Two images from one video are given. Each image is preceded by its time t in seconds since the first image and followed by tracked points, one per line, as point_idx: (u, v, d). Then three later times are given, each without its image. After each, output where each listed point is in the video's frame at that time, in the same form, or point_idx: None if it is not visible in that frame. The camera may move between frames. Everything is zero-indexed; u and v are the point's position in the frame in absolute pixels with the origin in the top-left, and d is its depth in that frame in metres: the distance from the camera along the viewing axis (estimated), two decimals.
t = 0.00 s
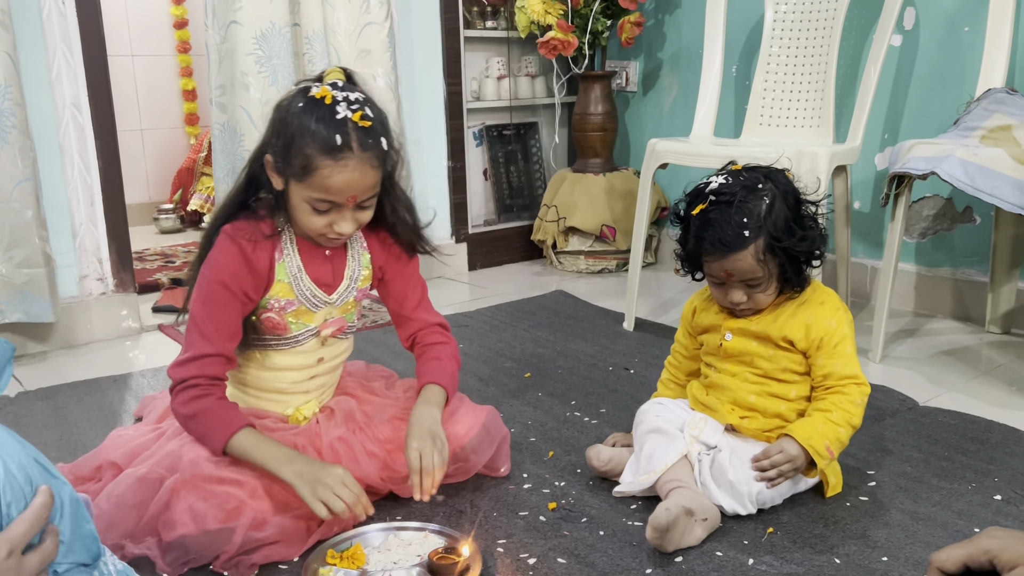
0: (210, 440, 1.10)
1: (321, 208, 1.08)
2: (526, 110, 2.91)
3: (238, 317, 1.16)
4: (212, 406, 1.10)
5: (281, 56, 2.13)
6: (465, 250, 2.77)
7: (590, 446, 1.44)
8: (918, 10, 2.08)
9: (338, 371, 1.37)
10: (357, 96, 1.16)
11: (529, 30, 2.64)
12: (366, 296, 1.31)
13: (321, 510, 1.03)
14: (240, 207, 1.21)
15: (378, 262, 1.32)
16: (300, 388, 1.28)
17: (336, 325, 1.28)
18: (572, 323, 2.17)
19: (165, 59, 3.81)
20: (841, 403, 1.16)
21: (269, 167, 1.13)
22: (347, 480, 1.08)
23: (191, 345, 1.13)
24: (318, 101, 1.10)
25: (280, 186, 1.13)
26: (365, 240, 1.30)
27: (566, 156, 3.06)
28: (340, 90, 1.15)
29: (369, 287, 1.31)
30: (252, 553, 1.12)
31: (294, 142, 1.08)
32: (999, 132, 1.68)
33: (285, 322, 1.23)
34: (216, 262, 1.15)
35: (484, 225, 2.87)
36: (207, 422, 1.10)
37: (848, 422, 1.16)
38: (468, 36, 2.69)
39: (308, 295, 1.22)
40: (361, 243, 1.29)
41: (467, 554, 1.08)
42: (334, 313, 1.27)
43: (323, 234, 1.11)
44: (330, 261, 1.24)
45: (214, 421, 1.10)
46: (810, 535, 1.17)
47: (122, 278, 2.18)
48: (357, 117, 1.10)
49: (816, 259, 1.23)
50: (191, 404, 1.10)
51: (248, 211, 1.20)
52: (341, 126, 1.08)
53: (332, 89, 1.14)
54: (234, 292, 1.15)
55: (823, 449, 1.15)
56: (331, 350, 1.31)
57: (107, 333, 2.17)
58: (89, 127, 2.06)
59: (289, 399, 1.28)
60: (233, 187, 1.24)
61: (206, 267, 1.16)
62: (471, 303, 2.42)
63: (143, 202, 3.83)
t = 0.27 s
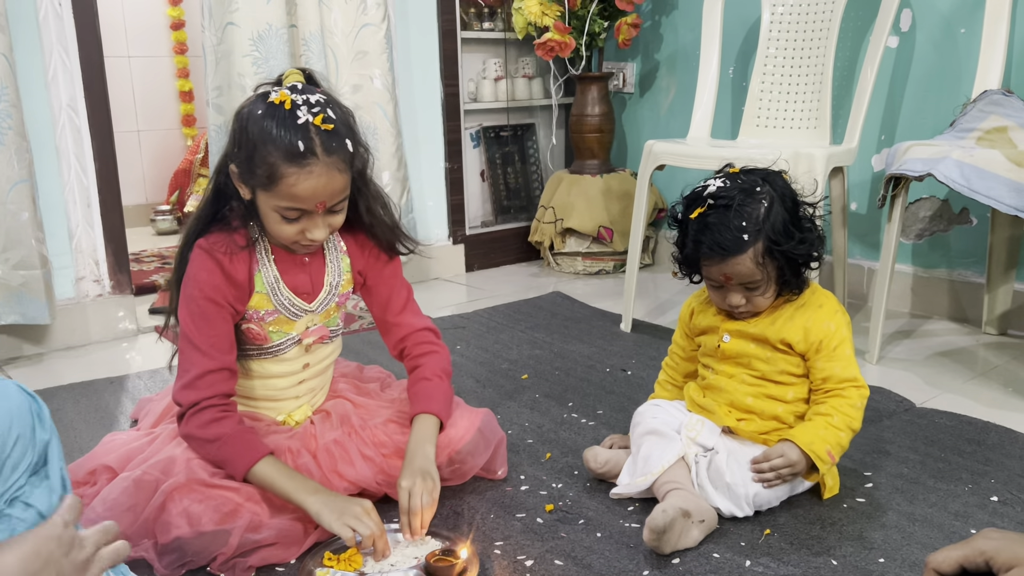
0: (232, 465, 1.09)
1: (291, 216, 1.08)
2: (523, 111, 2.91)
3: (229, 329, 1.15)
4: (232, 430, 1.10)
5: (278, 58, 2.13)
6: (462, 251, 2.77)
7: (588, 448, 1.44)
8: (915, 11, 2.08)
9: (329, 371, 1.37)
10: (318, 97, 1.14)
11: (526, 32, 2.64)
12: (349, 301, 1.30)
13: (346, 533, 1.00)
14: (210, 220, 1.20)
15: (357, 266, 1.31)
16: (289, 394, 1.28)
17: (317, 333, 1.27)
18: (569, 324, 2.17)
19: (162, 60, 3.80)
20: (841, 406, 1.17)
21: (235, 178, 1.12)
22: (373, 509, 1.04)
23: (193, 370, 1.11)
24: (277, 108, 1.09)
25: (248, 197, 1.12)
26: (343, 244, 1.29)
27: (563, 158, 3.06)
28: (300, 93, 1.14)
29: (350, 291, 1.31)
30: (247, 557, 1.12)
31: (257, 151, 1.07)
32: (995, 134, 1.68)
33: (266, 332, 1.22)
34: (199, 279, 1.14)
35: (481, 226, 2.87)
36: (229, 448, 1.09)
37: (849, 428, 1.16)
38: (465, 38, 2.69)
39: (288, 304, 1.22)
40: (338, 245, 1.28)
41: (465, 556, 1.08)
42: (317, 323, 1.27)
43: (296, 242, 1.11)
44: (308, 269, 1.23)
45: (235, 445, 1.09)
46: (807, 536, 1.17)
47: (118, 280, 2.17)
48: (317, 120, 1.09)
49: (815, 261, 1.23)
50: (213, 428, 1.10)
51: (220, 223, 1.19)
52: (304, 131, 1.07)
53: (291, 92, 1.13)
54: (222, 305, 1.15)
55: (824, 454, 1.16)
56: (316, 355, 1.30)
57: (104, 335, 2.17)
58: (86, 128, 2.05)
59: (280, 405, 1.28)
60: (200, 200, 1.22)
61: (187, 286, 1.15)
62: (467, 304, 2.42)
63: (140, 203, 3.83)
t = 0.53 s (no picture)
0: (239, 466, 1.09)
1: (292, 212, 1.08)
2: (522, 112, 2.91)
3: (232, 328, 1.15)
4: (239, 432, 1.10)
5: (277, 57, 2.12)
6: (461, 252, 2.77)
7: (587, 448, 1.44)
8: (914, 12, 2.08)
9: (329, 370, 1.36)
10: (317, 93, 1.14)
11: (525, 32, 2.64)
12: (349, 302, 1.29)
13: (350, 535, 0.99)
14: (210, 219, 1.19)
15: (357, 269, 1.31)
16: (291, 394, 1.27)
17: (317, 334, 1.27)
18: (568, 325, 2.17)
19: (161, 60, 3.80)
20: (846, 406, 1.17)
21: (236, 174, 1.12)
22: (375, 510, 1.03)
23: (199, 371, 1.11)
24: (276, 103, 1.09)
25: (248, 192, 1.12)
26: (345, 244, 1.29)
27: (562, 158, 3.06)
28: (299, 88, 1.13)
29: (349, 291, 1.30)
30: (247, 557, 1.11)
31: (257, 147, 1.07)
32: (994, 135, 1.68)
33: (268, 330, 1.22)
34: (198, 279, 1.14)
35: (480, 227, 2.87)
36: (237, 450, 1.09)
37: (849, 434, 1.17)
38: (464, 38, 2.69)
39: (288, 302, 1.21)
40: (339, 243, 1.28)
41: (464, 557, 1.07)
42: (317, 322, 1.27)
43: (297, 238, 1.11)
44: (309, 268, 1.23)
45: (243, 447, 1.09)
46: (807, 537, 1.17)
47: (116, 279, 2.17)
48: (316, 115, 1.09)
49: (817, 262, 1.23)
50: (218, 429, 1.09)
51: (220, 222, 1.19)
52: (304, 126, 1.07)
53: (290, 88, 1.13)
54: (224, 305, 1.15)
55: (830, 453, 1.16)
56: (317, 354, 1.29)
57: (102, 335, 2.16)
58: (85, 128, 2.05)
59: (282, 404, 1.27)
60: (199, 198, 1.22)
61: (188, 286, 1.15)
62: (466, 305, 2.41)
63: (138, 203, 3.82)
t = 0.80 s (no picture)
0: (243, 465, 1.09)
1: (296, 209, 1.08)
2: (522, 112, 2.91)
3: (235, 327, 1.15)
4: (243, 431, 1.10)
5: (278, 57, 2.13)
6: (461, 252, 2.77)
7: (587, 448, 1.44)
8: (914, 14, 2.09)
9: (330, 369, 1.36)
10: (321, 91, 1.14)
11: (526, 32, 2.64)
12: (351, 301, 1.30)
13: (350, 539, 0.99)
14: (214, 218, 1.20)
15: (357, 269, 1.31)
16: (292, 392, 1.27)
17: (320, 332, 1.27)
18: (567, 325, 2.17)
19: (161, 59, 3.80)
20: (846, 406, 1.17)
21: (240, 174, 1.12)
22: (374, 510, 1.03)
23: (202, 370, 1.11)
24: (281, 101, 1.10)
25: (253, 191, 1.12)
26: (346, 243, 1.29)
27: (562, 158, 3.07)
28: (303, 87, 1.14)
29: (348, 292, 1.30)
30: (247, 556, 1.11)
31: (262, 144, 1.07)
32: (993, 136, 1.68)
33: (269, 328, 1.22)
34: (200, 278, 1.14)
35: (480, 227, 2.87)
36: (240, 449, 1.09)
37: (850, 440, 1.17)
38: (465, 38, 2.69)
39: (289, 300, 1.22)
40: (339, 241, 1.28)
41: (465, 556, 1.08)
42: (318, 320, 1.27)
43: (301, 236, 1.10)
44: (311, 267, 1.23)
45: (246, 446, 1.09)
46: (806, 537, 1.17)
47: (117, 279, 2.17)
48: (321, 113, 1.10)
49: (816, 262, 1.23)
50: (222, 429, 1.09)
51: (223, 221, 1.19)
52: (309, 124, 1.07)
53: (295, 86, 1.13)
54: (226, 304, 1.15)
55: (832, 454, 1.16)
56: (318, 353, 1.30)
57: (102, 334, 2.16)
58: (85, 127, 2.05)
59: (283, 403, 1.27)
60: (203, 197, 1.22)
61: (191, 286, 1.15)
62: (466, 304, 2.42)
63: (138, 202, 3.82)
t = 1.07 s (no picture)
0: (238, 458, 1.09)
1: (298, 203, 1.08)
2: (523, 111, 2.91)
3: (234, 322, 1.15)
4: (236, 422, 1.10)
5: (279, 54, 2.12)
6: (461, 250, 2.77)
7: (587, 446, 1.44)
8: (916, 14, 2.09)
9: (331, 364, 1.36)
10: (324, 86, 1.15)
11: (527, 31, 2.64)
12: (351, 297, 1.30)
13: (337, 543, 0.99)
14: (214, 212, 1.20)
15: (358, 265, 1.31)
16: (292, 387, 1.27)
17: (321, 328, 1.26)
18: (568, 323, 2.17)
19: (162, 56, 3.80)
20: (846, 397, 1.17)
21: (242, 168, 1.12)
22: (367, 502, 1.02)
23: (199, 364, 1.11)
24: (283, 95, 1.10)
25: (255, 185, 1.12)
26: (346, 239, 1.29)
27: (563, 157, 3.07)
28: (306, 82, 1.14)
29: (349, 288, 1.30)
30: (247, 552, 1.12)
31: (265, 139, 1.07)
32: (995, 136, 1.68)
33: (269, 324, 1.22)
34: (200, 271, 1.14)
35: (481, 225, 2.87)
36: (235, 441, 1.09)
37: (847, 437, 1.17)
38: (466, 37, 2.69)
39: (290, 295, 1.22)
40: (340, 237, 1.28)
41: (465, 553, 1.08)
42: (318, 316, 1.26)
43: (303, 230, 1.10)
44: (312, 262, 1.24)
45: (240, 438, 1.09)
46: (807, 536, 1.17)
47: (117, 276, 2.16)
48: (323, 108, 1.09)
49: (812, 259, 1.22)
50: (215, 422, 1.09)
51: (224, 215, 1.19)
52: (311, 118, 1.07)
53: (298, 81, 1.13)
54: (225, 297, 1.15)
55: (826, 439, 1.15)
56: (319, 348, 1.30)
57: (102, 331, 2.16)
58: (87, 124, 2.05)
59: (283, 398, 1.27)
60: (205, 191, 1.22)
61: (191, 279, 1.15)
62: (467, 303, 2.42)
63: (139, 199, 3.82)
